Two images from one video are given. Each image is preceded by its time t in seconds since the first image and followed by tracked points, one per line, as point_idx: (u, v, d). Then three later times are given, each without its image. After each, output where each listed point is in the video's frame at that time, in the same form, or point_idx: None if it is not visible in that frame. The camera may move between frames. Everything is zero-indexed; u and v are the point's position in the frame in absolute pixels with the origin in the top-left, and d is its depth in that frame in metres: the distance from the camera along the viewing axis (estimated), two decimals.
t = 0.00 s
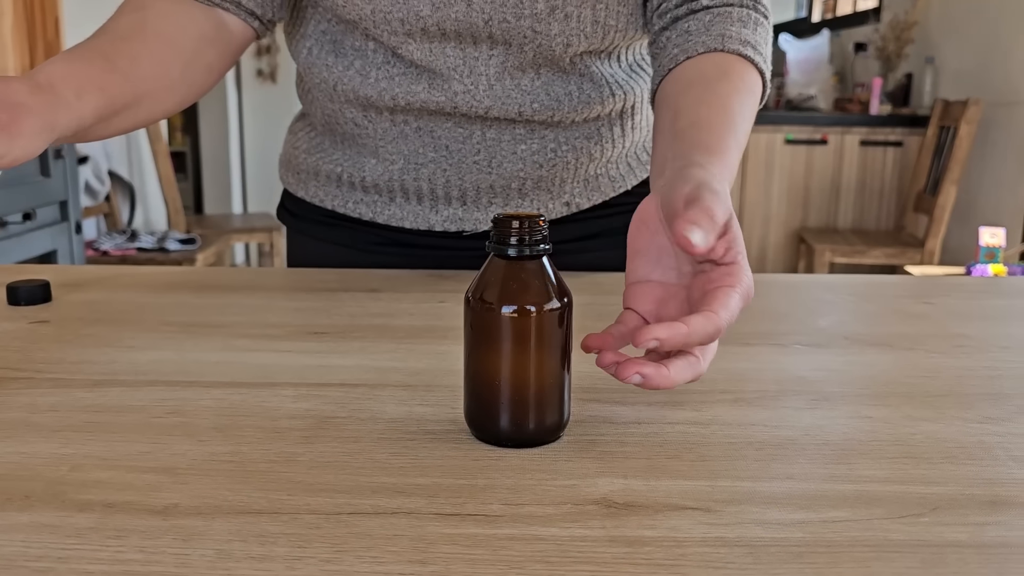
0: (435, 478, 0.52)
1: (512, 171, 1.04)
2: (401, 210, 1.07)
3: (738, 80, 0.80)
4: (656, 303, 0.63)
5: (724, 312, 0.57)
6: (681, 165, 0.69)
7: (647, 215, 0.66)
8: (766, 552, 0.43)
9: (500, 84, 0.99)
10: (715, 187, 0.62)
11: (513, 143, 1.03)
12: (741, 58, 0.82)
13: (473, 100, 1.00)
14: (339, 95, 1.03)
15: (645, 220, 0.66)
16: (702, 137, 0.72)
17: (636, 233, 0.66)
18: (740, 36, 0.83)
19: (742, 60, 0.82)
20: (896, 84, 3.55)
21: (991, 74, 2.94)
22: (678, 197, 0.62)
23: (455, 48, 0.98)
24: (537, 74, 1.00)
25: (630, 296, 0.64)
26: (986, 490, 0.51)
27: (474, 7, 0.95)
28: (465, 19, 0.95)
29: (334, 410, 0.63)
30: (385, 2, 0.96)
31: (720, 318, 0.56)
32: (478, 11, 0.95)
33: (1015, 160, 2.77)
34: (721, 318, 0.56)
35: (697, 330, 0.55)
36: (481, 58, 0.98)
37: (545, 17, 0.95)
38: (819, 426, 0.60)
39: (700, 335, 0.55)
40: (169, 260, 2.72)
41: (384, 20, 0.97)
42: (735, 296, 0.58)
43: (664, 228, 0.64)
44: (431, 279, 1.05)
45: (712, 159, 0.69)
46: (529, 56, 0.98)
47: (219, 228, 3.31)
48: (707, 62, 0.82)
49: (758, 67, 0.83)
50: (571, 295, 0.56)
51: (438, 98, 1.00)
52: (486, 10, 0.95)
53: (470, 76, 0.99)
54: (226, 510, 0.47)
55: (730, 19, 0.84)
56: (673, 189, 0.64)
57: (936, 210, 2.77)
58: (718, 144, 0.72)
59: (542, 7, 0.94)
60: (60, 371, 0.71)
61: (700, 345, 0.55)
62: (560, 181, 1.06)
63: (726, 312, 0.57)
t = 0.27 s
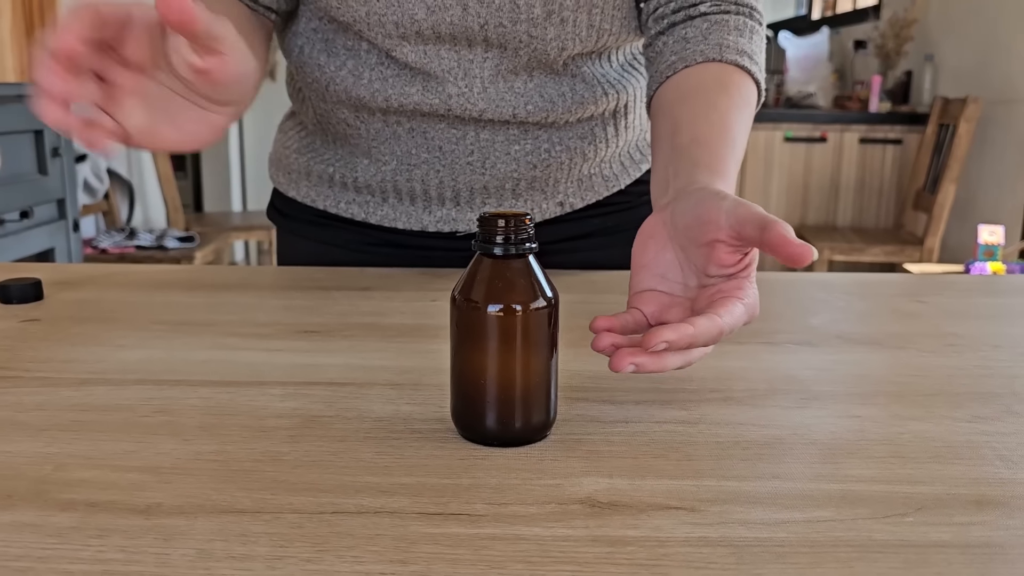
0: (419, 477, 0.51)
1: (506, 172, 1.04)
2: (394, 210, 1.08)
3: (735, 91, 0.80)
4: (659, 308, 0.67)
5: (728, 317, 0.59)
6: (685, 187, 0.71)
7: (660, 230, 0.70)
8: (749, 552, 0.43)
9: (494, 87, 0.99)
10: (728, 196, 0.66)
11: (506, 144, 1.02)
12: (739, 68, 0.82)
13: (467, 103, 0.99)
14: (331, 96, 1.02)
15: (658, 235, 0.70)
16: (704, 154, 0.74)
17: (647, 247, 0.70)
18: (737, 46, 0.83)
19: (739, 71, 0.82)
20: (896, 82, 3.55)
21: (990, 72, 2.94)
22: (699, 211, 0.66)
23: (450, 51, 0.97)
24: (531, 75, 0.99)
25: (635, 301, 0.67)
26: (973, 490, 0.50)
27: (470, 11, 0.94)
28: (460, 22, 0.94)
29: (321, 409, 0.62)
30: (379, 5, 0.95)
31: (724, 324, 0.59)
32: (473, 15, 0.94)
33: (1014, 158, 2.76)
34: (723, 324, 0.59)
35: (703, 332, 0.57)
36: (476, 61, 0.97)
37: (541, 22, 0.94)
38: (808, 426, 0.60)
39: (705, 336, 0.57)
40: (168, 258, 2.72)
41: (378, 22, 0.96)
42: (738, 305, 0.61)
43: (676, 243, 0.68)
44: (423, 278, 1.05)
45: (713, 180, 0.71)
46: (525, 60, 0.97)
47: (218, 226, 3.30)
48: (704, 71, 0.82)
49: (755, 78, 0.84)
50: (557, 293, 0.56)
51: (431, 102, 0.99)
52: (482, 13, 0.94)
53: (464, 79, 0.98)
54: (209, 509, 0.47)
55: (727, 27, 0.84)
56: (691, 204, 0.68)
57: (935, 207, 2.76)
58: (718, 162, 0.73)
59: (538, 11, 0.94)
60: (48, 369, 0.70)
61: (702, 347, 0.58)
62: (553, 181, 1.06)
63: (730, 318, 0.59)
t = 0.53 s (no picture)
0: (415, 474, 0.51)
1: (508, 167, 1.03)
2: (396, 205, 1.09)
3: (727, 108, 0.80)
4: (629, 332, 0.67)
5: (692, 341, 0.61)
6: (670, 213, 0.72)
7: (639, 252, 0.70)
8: (747, 549, 0.43)
9: (502, 87, 0.97)
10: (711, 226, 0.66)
11: (509, 140, 1.02)
12: (733, 80, 0.82)
13: (472, 104, 0.98)
14: (334, 93, 1.01)
15: (636, 258, 0.70)
16: (692, 178, 0.74)
17: (625, 268, 0.70)
18: (731, 56, 0.83)
19: (733, 83, 0.82)
20: (897, 80, 3.54)
21: (993, 69, 2.93)
22: (679, 239, 0.66)
23: (462, 50, 0.95)
24: (539, 75, 0.98)
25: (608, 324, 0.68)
26: (973, 487, 0.50)
27: (484, 7, 0.91)
28: (474, 19, 0.92)
29: (317, 406, 0.62)
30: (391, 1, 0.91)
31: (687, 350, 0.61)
32: (487, 12, 0.91)
33: (1016, 155, 2.75)
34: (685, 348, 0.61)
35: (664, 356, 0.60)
36: (487, 63, 0.96)
37: (555, 18, 0.92)
38: (807, 422, 0.60)
39: (668, 360, 0.60)
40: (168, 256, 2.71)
41: (392, 17, 0.92)
42: (703, 331, 0.63)
43: (653, 267, 0.68)
44: (422, 275, 1.04)
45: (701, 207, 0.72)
46: (536, 58, 0.95)
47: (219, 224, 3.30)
48: (697, 87, 0.81)
49: (750, 87, 0.83)
50: (554, 289, 0.56)
51: (436, 101, 0.98)
52: (496, 10, 0.91)
53: (472, 81, 0.97)
54: (203, 506, 0.47)
55: (721, 37, 0.84)
56: (672, 230, 0.68)
57: (937, 205, 2.76)
58: (707, 187, 0.74)
59: (553, 6, 0.91)
60: (44, 366, 0.70)
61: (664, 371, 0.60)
62: (556, 177, 1.06)
63: (693, 342, 0.61)
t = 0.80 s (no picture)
0: (412, 476, 0.51)
1: (511, 168, 1.03)
2: (398, 206, 1.09)
3: (734, 115, 0.80)
4: (637, 342, 0.67)
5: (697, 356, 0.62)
6: (674, 224, 0.72)
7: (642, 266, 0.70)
8: (744, 552, 0.43)
9: (508, 89, 0.97)
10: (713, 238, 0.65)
11: (513, 141, 1.02)
12: (742, 86, 0.82)
13: (476, 106, 0.98)
14: (337, 95, 1.01)
15: (641, 271, 0.70)
16: (697, 188, 0.74)
17: (631, 282, 0.70)
18: (740, 61, 0.82)
19: (742, 89, 0.82)
20: (898, 79, 3.53)
21: (994, 68, 2.92)
22: (680, 253, 0.66)
23: (468, 52, 0.95)
24: (545, 77, 0.98)
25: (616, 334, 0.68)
26: (973, 489, 0.50)
27: (492, 7, 0.91)
28: (481, 19, 0.91)
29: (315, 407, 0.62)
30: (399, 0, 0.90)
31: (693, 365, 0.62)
32: (495, 11, 0.91)
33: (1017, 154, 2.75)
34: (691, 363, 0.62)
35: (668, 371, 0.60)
36: (493, 66, 0.95)
37: (563, 18, 0.91)
38: (806, 424, 0.60)
39: (670, 372, 0.61)
40: (168, 255, 2.71)
41: (399, 17, 0.91)
42: (710, 344, 0.64)
43: (657, 281, 0.68)
44: (421, 275, 1.04)
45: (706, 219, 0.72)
46: (544, 59, 0.95)
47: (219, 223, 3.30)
48: (701, 94, 0.81)
49: (760, 94, 0.83)
50: (551, 290, 0.55)
51: (440, 102, 0.97)
52: (504, 9, 0.91)
53: (477, 83, 0.96)
54: (198, 509, 0.47)
55: (730, 41, 0.83)
56: (675, 244, 0.68)
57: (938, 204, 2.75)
58: (711, 197, 0.74)
59: (561, 7, 0.91)
60: (41, 367, 0.70)
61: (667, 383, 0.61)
62: (559, 178, 1.06)
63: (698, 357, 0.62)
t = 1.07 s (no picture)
0: (410, 474, 0.51)
1: (512, 170, 1.03)
2: (398, 207, 1.09)
3: (734, 117, 0.80)
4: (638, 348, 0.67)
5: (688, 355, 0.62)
6: (671, 225, 0.72)
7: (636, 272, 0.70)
8: (741, 550, 0.43)
9: (511, 92, 0.97)
10: (707, 245, 0.65)
11: (514, 143, 1.02)
12: (742, 88, 0.82)
13: (477, 108, 0.98)
14: (338, 96, 1.01)
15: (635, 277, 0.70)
16: (696, 188, 0.74)
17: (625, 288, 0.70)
18: (740, 62, 0.82)
19: (742, 90, 0.82)
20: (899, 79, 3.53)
21: (995, 67, 2.92)
22: (674, 259, 0.66)
23: (470, 54, 0.95)
24: (548, 80, 0.98)
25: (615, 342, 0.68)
26: (970, 487, 0.50)
27: (494, 9, 0.91)
28: (483, 21, 0.91)
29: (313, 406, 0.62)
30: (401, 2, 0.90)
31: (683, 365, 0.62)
32: (497, 14, 0.91)
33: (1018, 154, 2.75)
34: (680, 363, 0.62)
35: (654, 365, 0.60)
36: (496, 68, 0.95)
37: (565, 20, 0.91)
38: (805, 423, 0.60)
39: (655, 366, 0.61)
40: (170, 255, 2.71)
41: (401, 19, 0.91)
42: (704, 345, 0.63)
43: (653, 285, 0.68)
44: (421, 275, 1.04)
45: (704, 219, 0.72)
46: (546, 62, 0.95)
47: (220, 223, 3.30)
48: (700, 96, 0.81)
49: (759, 95, 0.83)
50: (550, 289, 0.56)
51: (441, 104, 0.98)
52: (506, 12, 0.91)
53: (478, 85, 0.96)
54: (197, 507, 0.47)
55: (730, 43, 0.83)
56: (668, 250, 0.68)
57: (939, 204, 2.75)
58: (709, 197, 0.74)
59: (563, 8, 0.90)
60: (41, 366, 0.70)
61: (655, 376, 0.61)
62: (560, 180, 1.06)
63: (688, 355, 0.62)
